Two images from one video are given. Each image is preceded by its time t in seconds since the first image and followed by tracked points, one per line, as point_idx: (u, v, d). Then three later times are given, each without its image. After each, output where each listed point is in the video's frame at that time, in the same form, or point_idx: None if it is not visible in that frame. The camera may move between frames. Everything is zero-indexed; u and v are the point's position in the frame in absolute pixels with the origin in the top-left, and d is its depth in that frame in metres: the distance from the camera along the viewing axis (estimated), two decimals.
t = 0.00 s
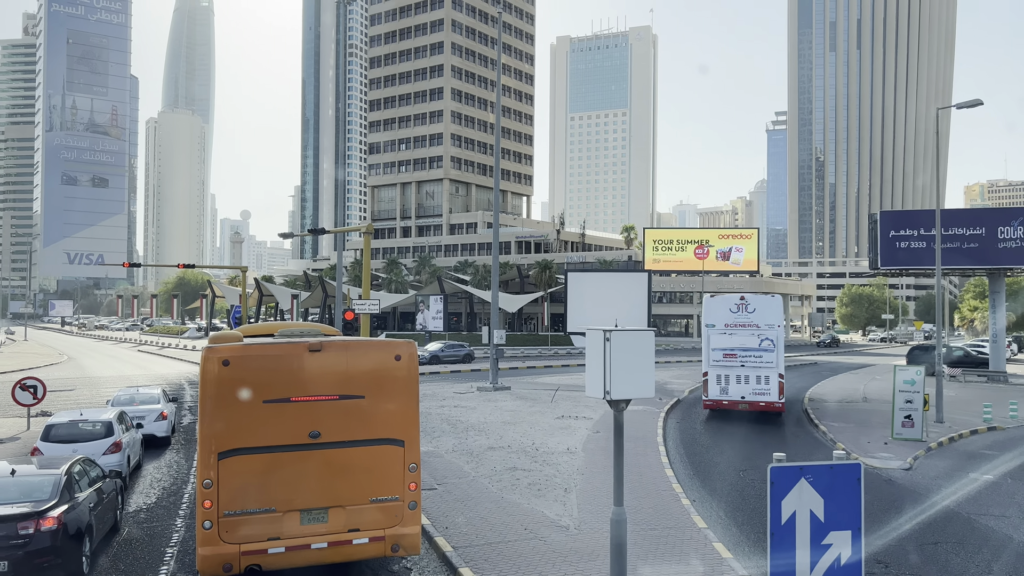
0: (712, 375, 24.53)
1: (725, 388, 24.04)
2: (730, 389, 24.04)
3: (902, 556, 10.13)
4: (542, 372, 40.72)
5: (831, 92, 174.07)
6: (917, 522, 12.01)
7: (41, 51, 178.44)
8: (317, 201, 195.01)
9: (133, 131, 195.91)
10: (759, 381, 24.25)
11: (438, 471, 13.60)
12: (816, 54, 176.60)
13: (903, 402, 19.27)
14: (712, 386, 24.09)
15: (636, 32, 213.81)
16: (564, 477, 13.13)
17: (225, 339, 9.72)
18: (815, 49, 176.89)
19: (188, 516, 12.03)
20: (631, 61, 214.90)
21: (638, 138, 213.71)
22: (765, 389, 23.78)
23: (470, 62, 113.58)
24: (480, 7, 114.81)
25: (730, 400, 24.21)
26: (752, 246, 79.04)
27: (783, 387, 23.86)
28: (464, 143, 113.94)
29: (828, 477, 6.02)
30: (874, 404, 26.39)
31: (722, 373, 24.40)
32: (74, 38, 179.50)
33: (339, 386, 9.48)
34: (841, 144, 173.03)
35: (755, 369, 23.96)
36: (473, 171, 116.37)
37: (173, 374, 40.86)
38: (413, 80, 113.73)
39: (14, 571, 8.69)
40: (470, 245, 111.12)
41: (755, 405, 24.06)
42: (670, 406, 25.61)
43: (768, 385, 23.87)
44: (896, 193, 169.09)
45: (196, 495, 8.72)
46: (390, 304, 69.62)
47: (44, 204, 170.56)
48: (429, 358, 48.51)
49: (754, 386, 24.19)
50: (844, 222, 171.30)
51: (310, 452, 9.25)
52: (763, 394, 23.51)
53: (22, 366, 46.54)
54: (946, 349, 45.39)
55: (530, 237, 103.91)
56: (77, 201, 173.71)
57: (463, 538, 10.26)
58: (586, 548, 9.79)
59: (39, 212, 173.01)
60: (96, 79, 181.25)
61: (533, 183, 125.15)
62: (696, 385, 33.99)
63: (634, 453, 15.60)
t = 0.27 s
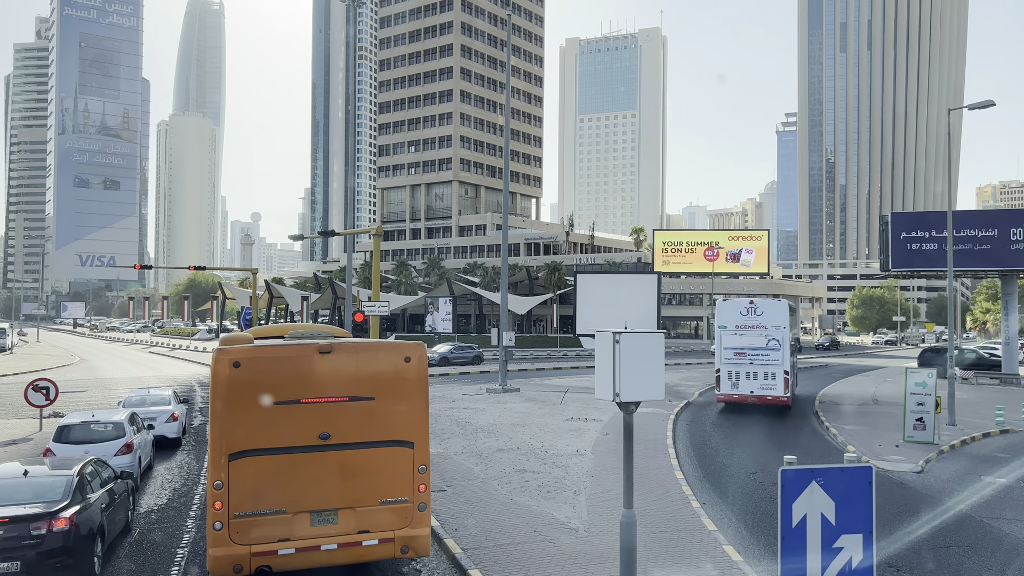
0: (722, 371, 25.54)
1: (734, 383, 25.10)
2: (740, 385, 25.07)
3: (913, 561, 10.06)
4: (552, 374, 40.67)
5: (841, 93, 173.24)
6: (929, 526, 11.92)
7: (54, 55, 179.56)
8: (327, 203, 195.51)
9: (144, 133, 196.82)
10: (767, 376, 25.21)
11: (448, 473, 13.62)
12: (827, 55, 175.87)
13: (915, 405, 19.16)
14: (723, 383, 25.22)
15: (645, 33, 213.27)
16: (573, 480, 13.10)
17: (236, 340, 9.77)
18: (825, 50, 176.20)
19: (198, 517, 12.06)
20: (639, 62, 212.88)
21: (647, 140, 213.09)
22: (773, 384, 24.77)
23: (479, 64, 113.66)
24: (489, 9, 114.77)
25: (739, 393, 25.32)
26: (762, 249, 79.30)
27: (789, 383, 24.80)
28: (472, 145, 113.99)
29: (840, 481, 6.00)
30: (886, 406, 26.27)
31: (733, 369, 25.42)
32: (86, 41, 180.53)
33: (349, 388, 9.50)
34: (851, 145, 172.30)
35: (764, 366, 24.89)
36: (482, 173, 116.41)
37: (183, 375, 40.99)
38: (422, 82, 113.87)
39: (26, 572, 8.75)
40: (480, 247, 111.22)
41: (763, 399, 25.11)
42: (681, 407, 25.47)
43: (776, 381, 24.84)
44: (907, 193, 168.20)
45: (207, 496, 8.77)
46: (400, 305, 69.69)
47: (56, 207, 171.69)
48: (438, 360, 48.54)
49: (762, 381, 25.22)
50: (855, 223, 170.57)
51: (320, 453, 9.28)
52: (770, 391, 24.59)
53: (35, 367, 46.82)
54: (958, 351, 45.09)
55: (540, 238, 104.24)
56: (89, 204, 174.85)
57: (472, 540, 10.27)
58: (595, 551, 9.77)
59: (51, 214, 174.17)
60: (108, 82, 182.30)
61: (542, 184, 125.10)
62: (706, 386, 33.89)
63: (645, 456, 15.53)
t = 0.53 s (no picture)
0: (741, 369, 28.00)
1: (752, 380, 27.50)
2: (757, 381, 27.47)
3: (928, 566, 9.99)
4: (563, 376, 40.63)
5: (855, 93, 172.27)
6: (944, 531, 11.83)
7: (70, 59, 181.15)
8: (339, 205, 196.19)
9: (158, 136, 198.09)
10: (783, 374, 27.45)
11: (459, 475, 13.63)
12: (840, 56, 175.07)
13: (929, 407, 19.02)
14: (741, 380, 27.54)
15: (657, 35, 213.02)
16: (585, 483, 13.08)
17: (250, 342, 9.80)
18: (838, 51, 175.40)
19: (212, 517, 12.12)
20: (651, 65, 213.73)
21: (659, 141, 213.01)
22: (787, 381, 27.05)
23: (491, 66, 113.88)
24: (500, 11, 114.93)
25: (758, 390, 27.70)
26: (775, 250, 79.42)
27: (803, 380, 26.99)
28: (484, 147, 114.14)
29: (853, 484, 5.98)
30: (899, 409, 26.12)
31: (750, 367, 27.74)
32: (102, 45, 182.03)
33: (361, 390, 9.53)
34: (865, 146, 171.27)
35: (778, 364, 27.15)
36: (493, 175, 116.50)
37: (196, 376, 41.22)
38: (434, 85, 114.19)
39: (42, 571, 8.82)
40: (491, 249, 111.17)
41: (778, 395, 27.40)
42: (693, 410, 25.37)
43: (789, 378, 27.12)
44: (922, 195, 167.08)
45: (221, 497, 8.81)
46: (412, 307, 69.70)
47: (71, 209, 173.01)
48: (450, 362, 48.54)
49: (778, 378, 27.53)
50: (869, 225, 169.47)
51: (334, 454, 9.30)
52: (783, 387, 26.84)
53: (51, 368, 47.15)
54: (973, 354, 44.69)
55: (552, 240, 104.41)
56: (104, 206, 176.25)
57: (483, 542, 10.26)
58: (608, 553, 9.74)
59: (67, 217, 175.53)
60: (123, 86, 183.69)
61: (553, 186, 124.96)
62: (718, 388, 33.78)
63: (657, 458, 15.47)
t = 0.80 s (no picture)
0: (764, 367, 29.71)
1: (774, 378, 29.17)
2: (779, 379, 29.16)
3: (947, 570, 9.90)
4: (577, 378, 40.59)
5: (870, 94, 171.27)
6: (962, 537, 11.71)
7: (87, 63, 182.86)
8: (352, 207, 196.82)
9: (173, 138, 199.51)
10: (803, 373, 29.16)
11: (473, 477, 13.64)
12: (855, 56, 174.14)
13: (946, 410, 18.89)
14: (764, 378, 29.23)
15: (671, 35, 211.79)
16: (599, 484, 13.05)
17: (265, 344, 9.86)
18: (853, 51, 174.45)
19: (227, 518, 12.17)
20: (665, 66, 212.83)
21: (673, 143, 212.32)
22: (807, 378, 28.78)
23: (504, 68, 113.98)
24: (514, 13, 114.98)
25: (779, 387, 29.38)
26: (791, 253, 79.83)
27: (821, 378, 28.76)
28: (498, 149, 114.17)
29: (869, 485, 5.98)
30: (916, 412, 25.90)
31: (772, 366, 29.46)
32: (118, 49, 183.67)
33: (376, 391, 9.55)
34: (880, 147, 170.23)
35: (799, 362, 28.86)
36: (507, 177, 116.59)
37: (213, 377, 41.51)
38: (447, 87, 114.43)
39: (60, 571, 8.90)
40: (505, 251, 111.10)
41: (798, 391, 29.11)
42: (707, 412, 25.25)
43: (809, 376, 28.84)
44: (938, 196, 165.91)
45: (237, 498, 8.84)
46: (425, 309, 69.81)
47: (88, 211, 174.49)
48: (463, 363, 48.58)
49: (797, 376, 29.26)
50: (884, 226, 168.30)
51: (349, 455, 9.33)
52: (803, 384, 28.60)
53: (68, 369, 47.53)
54: (992, 357, 44.09)
55: (565, 242, 104.81)
56: (121, 209, 177.84)
57: (498, 543, 10.25)
58: (622, 556, 9.72)
59: (83, 219, 177.08)
60: (139, 89, 185.11)
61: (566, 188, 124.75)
62: (732, 390, 33.74)
63: (671, 461, 15.43)
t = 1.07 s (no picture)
0: (790, 365, 32.58)
1: (799, 375, 32.04)
2: (803, 376, 32.01)
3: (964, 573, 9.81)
4: (591, 380, 40.54)
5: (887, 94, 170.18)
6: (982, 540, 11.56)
7: (104, 66, 184.41)
8: (367, 209, 197.41)
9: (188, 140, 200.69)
10: (826, 370, 31.99)
11: (487, 477, 13.64)
12: (871, 56, 173.09)
13: (964, 413, 18.72)
14: (789, 375, 32.16)
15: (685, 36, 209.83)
16: (614, 486, 13.01)
17: (280, 345, 9.92)
18: (870, 51, 173.40)
19: (243, 518, 12.21)
20: (679, 67, 211.53)
21: (688, 144, 211.54)
22: (829, 375, 31.62)
23: (519, 70, 114.06)
24: (528, 14, 114.99)
25: (804, 384, 32.23)
26: (806, 253, 80.24)
27: (843, 375, 31.55)
28: (512, 151, 114.29)
29: (888, 488, 5.93)
30: (933, 415, 25.67)
31: (798, 364, 32.29)
32: (135, 52, 185.06)
33: (390, 392, 9.55)
34: (897, 148, 169.08)
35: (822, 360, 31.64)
36: (521, 178, 116.61)
37: (229, 378, 41.76)
38: (462, 89, 114.71)
39: (79, 570, 8.97)
40: (519, 252, 111.00)
41: (822, 387, 31.98)
42: (722, 414, 25.11)
43: (831, 373, 31.65)
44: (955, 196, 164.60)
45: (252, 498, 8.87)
46: (439, 310, 69.89)
47: (105, 213, 175.92)
48: (477, 364, 48.63)
49: (821, 374, 32.00)
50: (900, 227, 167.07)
51: (364, 456, 9.34)
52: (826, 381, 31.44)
53: (87, 370, 47.94)
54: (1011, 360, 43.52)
55: (579, 243, 104.79)
56: (138, 211, 179.21)
57: (512, 545, 10.24)
58: (637, 558, 9.68)
59: (101, 221, 178.57)
60: (156, 92, 186.31)
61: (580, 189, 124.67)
62: (746, 392, 33.58)
63: (685, 463, 15.38)
